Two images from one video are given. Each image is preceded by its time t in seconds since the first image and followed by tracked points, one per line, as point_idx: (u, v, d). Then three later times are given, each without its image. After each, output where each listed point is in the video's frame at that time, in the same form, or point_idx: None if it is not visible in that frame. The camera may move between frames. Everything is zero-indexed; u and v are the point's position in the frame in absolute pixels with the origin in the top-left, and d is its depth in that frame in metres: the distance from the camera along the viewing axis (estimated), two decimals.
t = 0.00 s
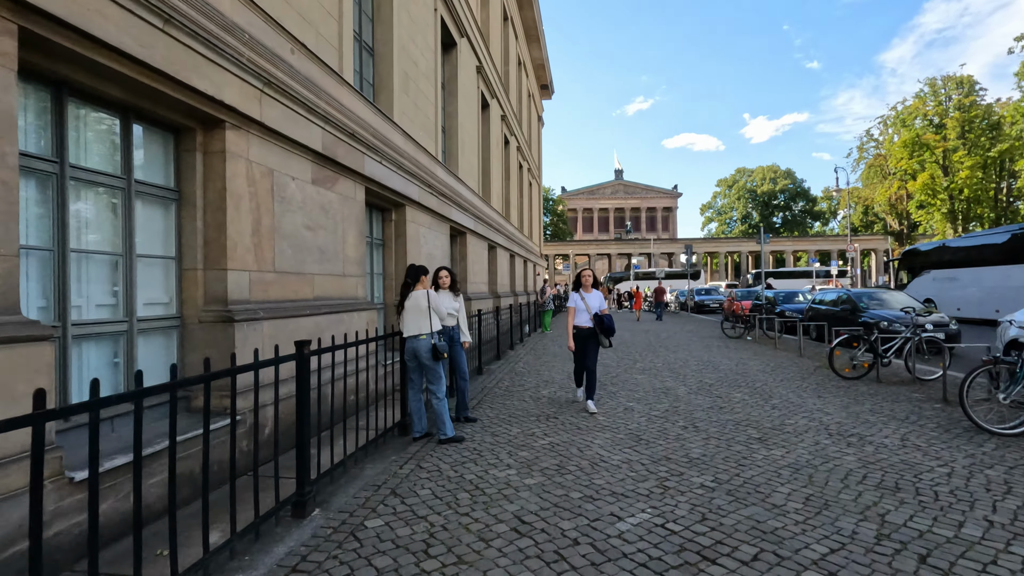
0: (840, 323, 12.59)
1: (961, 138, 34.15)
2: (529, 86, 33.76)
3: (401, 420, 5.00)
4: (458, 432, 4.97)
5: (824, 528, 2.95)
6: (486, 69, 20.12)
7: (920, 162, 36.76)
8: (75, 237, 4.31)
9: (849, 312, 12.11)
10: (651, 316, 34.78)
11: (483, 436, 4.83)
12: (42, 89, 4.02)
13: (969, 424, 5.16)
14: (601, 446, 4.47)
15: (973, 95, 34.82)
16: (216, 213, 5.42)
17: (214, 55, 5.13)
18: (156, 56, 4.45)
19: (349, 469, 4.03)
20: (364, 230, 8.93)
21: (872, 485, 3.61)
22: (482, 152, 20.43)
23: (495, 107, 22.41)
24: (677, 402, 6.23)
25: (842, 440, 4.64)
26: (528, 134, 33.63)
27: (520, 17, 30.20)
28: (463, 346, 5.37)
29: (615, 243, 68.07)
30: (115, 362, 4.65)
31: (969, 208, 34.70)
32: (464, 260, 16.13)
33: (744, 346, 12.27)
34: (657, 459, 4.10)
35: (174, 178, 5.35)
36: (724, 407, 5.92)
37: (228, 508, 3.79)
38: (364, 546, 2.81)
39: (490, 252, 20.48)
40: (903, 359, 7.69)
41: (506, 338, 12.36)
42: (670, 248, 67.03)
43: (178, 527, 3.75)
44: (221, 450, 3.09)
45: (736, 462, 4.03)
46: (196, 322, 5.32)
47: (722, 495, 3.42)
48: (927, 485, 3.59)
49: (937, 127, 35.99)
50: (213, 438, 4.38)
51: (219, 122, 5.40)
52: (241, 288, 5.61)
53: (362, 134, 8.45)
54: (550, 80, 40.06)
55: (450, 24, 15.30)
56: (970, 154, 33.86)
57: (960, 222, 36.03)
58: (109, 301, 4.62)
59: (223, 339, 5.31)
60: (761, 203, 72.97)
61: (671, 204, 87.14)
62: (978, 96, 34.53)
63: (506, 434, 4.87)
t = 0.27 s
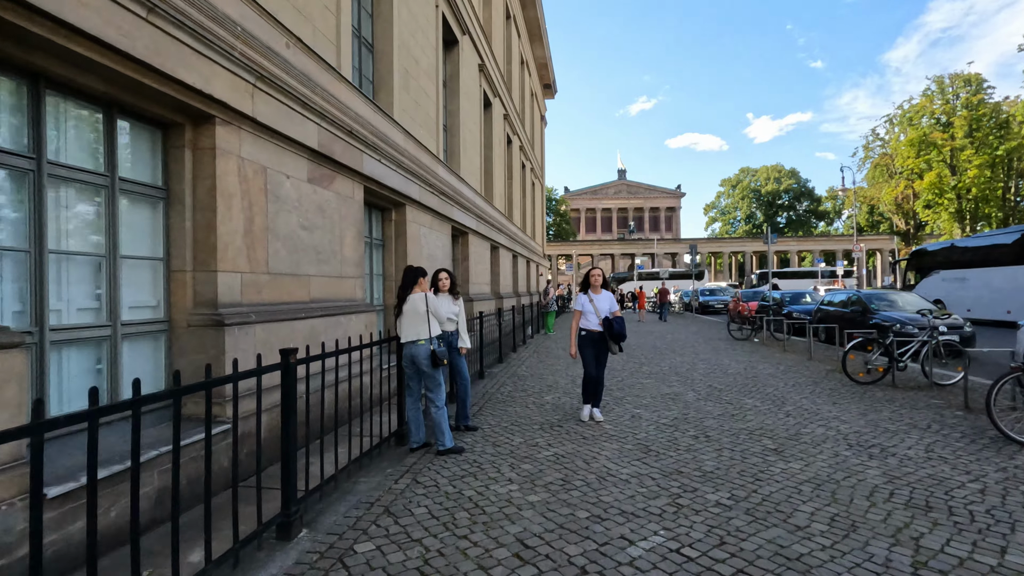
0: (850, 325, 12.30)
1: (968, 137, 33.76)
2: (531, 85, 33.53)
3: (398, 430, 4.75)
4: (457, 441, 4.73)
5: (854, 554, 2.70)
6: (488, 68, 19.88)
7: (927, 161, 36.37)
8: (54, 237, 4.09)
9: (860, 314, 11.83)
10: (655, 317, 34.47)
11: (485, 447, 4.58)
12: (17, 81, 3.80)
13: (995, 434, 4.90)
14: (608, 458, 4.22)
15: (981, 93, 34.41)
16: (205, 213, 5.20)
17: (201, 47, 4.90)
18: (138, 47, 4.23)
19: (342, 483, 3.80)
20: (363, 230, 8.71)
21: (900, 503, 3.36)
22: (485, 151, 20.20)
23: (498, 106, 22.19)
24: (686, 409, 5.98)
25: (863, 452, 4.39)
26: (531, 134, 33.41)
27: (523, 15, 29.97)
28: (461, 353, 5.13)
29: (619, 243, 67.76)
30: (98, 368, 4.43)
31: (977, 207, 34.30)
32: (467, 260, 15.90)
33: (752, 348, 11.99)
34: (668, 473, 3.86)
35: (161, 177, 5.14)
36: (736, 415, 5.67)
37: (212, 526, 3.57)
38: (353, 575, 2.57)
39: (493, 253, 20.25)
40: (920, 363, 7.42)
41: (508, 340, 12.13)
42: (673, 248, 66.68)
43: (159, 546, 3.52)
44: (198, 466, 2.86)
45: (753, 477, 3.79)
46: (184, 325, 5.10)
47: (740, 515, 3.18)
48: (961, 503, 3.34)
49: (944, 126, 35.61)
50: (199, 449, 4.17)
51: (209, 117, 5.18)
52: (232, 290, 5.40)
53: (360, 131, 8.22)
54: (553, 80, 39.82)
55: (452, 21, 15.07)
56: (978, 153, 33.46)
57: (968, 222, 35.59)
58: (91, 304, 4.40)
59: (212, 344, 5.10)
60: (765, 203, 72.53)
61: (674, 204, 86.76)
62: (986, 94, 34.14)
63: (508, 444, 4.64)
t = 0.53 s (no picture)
0: (863, 325, 11.98)
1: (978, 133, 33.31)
2: (535, 84, 33.33)
3: (394, 438, 4.48)
4: (457, 450, 4.46)
5: None
6: (491, 65, 19.62)
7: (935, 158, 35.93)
8: (29, 232, 3.84)
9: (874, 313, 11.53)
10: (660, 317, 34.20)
11: (487, 456, 4.31)
12: None
13: None
14: (618, 468, 3.95)
15: (990, 89, 33.94)
16: (193, 207, 4.94)
17: (186, 33, 4.65)
18: (118, 30, 3.98)
19: (333, 497, 3.53)
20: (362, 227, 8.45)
21: (942, 520, 3.06)
22: (488, 149, 19.95)
23: (501, 104, 21.96)
24: (699, 413, 5.70)
25: (891, 461, 4.10)
26: (535, 132, 33.18)
27: (526, 13, 29.74)
28: (460, 355, 4.86)
29: (622, 242, 67.42)
30: (78, 372, 4.18)
31: (987, 204, 33.83)
32: (470, 259, 15.65)
33: (762, 349, 11.69)
34: (684, 484, 3.58)
35: (147, 170, 4.89)
36: (751, 420, 5.39)
37: (192, 543, 3.32)
38: None
39: (496, 252, 20.01)
40: (942, 364, 7.13)
41: (512, 341, 11.85)
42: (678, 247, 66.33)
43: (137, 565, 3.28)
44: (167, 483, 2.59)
45: (776, 490, 3.51)
46: (171, 326, 4.86)
47: (766, 534, 2.90)
48: (1009, 520, 3.04)
49: (953, 123, 35.17)
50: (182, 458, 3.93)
51: (196, 108, 4.93)
52: (222, 289, 5.15)
53: (358, 125, 7.95)
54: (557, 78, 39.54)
55: (454, 16, 14.81)
56: (988, 150, 33.01)
57: (978, 219, 35.10)
58: (70, 304, 4.15)
59: (200, 345, 4.84)
60: (771, 202, 72.04)
61: (678, 204, 86.37)
62: (996, 90, 33.70)
63: (512, 453, 4.36)
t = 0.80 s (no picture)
0: (878, 325, 11.63)
1: (988, 129, 32.80)
2: (539, 82, 33.03)
3: (391, 449, 4.22)
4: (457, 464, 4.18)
5: None
6: (494, 61, 19.32)
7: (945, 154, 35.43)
8: None
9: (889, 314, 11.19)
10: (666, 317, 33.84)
11: (490, 470, 4.04)
12: None
13: None
14: (631, 484, 3.66)
15: (1000, 84, 33.41)
16: (178, 205, 4.68)
17: (168, 19, 4.37)
18: (92, 14, 3.71)
19: (321, 518, 3.26)
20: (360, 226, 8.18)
21: (993, 547, 2.76)
22: (491, 147, 19.66)
23: (504, 101, 21.66)
24: (713, 421, 5.40)
25: (927, 475, 3.80)
26: (538, 131, 32.88)
27: (529, 9, 29.42)
28: (462, 362, 4.59)
29: (627, 241, 67.04)
30: (53, 382, 3.91)
31: (998, 201, 33.33)
32: (473, 259, 15.38)
33: (772, 350, 11.37)
34: (703, 504, 3.29)
35: (129, 166, 4.62)
36: (769, 429, 5.08)
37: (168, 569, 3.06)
38: None
39: (500, 252, 19.73)
40: (966, 367, 6.81)
41: (516, 343, 11.57)
42: (683, 246, 65.90)
43: None
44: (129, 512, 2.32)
45: (804, 510, 3.21)
46: (156, 331, 4.59)
47: (799, 564, 2.60)
48: None
49: (962, 119, 34.66)
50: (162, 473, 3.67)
51: (181, 100, 4.66)
52: (211, 292, 4.89)
53: (355, 121, 7.66)
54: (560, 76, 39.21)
55: (455, 11, 14.51)
56: (999, 146, 32.50)
57: (988, 217, 34.59)
58: (44, 309, 3.88)
59: (186, 351, 4.57)
60: (776, 200, 71.50)
61: (683, 202, 85.87)
62: (1007, 85, 33.18)
63: (517, 466, 4.08)
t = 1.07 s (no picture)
0: (889, 324, 11.35)
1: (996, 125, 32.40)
2: (541, 79, 32.80)
3: (384, 457, 3.98)
4: (456, 472, 3.94)
5: None
6: (496, 58, 19.09)
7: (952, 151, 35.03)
8: None
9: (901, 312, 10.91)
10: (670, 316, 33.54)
11: (489, 480, 3.79)
12: None
13: None
14: (640, 495, 3.42)
15: (1009, 80, 33.00)
16: (162, 200, 4.45)
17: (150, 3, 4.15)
18: None
19: (308, 533, 3.03)
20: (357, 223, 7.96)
21: None
22: (493, 145, 19.42)
23: (506, 98, 21.41)
24: (725, 425, 5.15)
25: (958, 485, 3.54)
26: (541, 129, 32.64)
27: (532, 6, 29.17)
28: (460, 364, 4.36)
29: (630, 240, 66.71)
30: (27, 386, 3.68)
31: (1006, 198, 32.92)
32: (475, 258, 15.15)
33: (781, 349, 11.11)
34: (720, 519, 3.05)
35: (110, 159, 4.39)
36: (785, 433, 4.83)
37: None
38: None
39: (502, 251, 19.49)
40: (987, 367, 6.54)
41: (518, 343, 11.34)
42: (686, 245, 65.53)
43: None
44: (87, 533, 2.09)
45: (829, 526, 2.96)
46: (139, 332, 4.37)
47: None
48: None
49: (970, 115, 34.26)
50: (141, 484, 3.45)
51: (165, 89, 4.43)
52: (198, 291, 4.66)
53: (352, 115, 7.43)
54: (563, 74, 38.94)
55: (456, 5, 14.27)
56: (1007, 142, 32.09)
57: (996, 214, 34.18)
58: (17, 309, 3.65)
59: (170, 354, 4.34)
60: (780, 198, 71.06)
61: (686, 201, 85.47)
62: (1015, 80, 32.77)
63: (519, 475, 3.84)
